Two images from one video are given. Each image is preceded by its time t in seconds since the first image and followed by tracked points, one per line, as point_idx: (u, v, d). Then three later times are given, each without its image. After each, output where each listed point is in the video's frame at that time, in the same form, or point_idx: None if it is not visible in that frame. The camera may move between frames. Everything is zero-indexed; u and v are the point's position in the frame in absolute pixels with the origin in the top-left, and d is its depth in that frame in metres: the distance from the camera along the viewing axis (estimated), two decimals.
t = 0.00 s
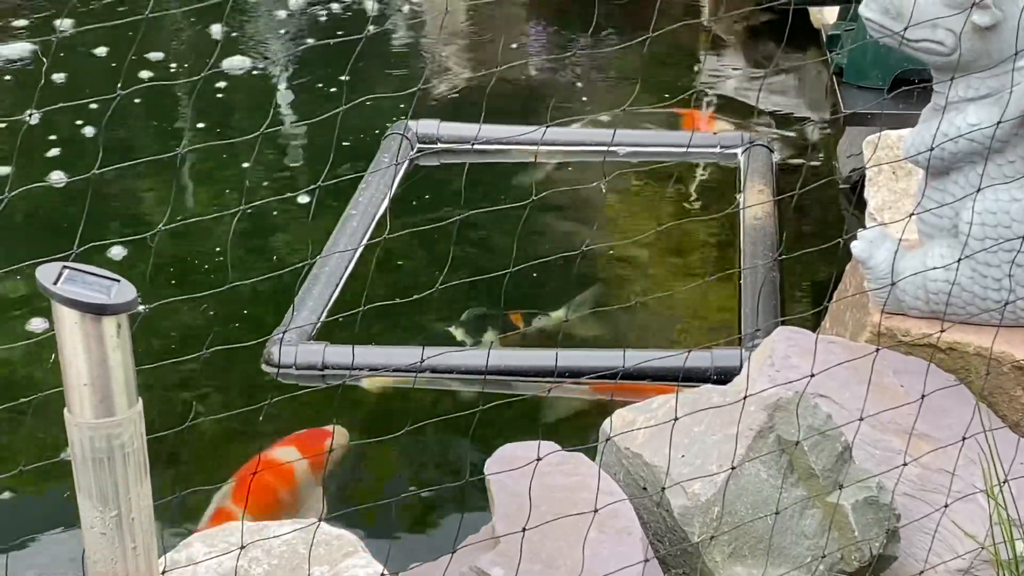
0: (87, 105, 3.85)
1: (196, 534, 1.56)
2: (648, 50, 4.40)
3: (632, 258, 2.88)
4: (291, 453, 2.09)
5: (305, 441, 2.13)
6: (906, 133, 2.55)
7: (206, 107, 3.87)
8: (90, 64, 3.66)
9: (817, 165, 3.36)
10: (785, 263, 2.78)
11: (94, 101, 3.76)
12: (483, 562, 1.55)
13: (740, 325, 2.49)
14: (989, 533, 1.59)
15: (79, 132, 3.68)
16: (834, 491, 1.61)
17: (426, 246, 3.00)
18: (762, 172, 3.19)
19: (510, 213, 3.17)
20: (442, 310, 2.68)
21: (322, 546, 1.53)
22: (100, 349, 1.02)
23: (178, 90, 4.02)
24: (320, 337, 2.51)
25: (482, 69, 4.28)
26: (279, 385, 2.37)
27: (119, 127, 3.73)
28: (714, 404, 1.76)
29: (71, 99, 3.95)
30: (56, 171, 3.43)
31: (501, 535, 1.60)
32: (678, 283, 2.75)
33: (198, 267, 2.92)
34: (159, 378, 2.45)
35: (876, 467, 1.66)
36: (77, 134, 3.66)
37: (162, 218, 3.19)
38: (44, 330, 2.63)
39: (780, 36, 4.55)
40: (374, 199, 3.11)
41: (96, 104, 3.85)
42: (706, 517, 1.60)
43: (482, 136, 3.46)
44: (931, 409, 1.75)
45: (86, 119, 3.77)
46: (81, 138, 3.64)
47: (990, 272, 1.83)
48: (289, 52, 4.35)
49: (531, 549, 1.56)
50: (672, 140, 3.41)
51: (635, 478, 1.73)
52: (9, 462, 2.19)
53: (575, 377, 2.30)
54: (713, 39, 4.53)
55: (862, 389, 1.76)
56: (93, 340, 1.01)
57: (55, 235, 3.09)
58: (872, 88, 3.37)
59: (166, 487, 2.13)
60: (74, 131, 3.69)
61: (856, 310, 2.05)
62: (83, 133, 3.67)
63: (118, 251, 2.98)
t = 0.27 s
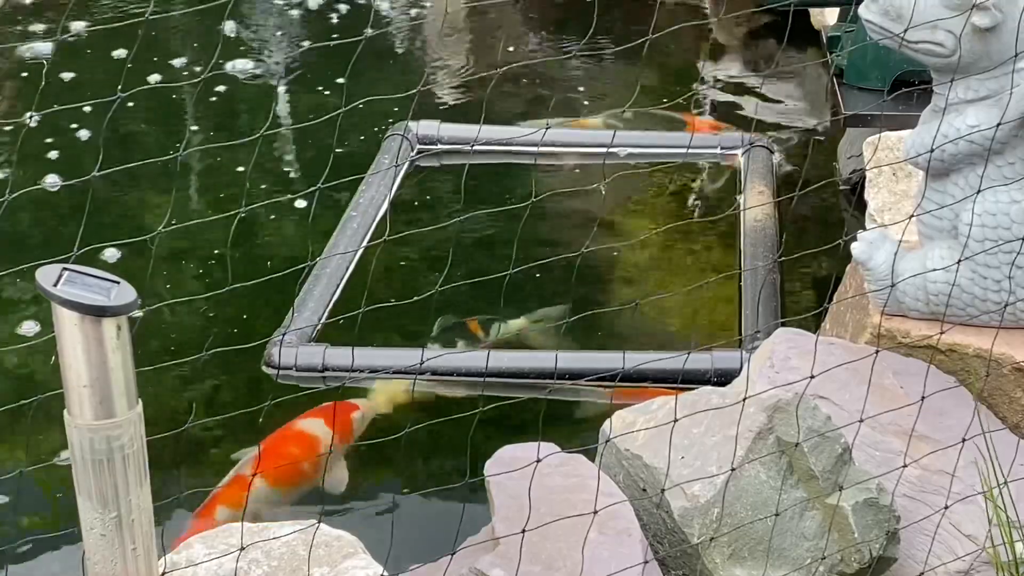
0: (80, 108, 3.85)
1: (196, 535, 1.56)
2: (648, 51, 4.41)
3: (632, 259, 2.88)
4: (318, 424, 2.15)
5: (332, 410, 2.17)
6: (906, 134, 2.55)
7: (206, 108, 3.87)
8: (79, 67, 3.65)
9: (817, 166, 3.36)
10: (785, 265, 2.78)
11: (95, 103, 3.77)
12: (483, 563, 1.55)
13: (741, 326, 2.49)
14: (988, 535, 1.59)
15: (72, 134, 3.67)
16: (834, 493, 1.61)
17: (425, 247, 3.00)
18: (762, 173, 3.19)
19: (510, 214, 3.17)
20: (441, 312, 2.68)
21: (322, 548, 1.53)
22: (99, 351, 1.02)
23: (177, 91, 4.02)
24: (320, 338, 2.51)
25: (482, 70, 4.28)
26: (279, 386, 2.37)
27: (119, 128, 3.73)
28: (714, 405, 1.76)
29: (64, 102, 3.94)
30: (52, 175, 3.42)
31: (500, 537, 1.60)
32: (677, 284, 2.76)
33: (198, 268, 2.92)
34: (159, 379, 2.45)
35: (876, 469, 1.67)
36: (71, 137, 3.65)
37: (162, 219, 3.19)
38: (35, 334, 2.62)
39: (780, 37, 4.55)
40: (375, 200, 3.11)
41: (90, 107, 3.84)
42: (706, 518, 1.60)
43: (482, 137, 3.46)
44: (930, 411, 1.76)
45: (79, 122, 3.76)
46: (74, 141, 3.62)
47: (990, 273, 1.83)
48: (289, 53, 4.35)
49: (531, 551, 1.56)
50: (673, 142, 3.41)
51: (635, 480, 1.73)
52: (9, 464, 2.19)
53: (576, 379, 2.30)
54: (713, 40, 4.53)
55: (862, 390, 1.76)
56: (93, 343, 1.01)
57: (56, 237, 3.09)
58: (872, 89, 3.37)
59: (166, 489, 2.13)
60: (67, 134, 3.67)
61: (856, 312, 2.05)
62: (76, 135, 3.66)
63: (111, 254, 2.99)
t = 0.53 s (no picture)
0: (74, 108, 3.84)
1: (195, 535, 1.56)
2: (648, 51, 4.41)
3: (632, 259, 2.89)
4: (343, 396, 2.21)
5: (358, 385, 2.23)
6: (906, 134, 2.55)
7: (206, 108, 3.87)
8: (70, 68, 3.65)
9: (817, 166, 3.36)
10: (785, 264, 2.78)
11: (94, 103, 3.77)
12: (483, 563, 1.55)
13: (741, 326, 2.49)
14: (988, 535, 1.59)
15: (66, 136, 3.66)
16: (833, 493, 1.61)
17: (425, 247, 3.00)
18: (763, 172, 3.19)
19: (510, 214, 3.17)
20: (440, 312, 2.68)
21: (321, 548, 1.53)
22: (98, 351, 1.02)
23: (177, 91, 4.02)
24: (320, 338, 2.51)
25: (482, 70, 4.29)
26: (279, 386, 2.37)
27: (119, 128, 3.74)
28: (713, 405, 1.76)
29: (57, 104, 3.93)
30: (50, 175, 3.42)
31: (500, 536, 1.60)
32: (677, 283, 2.76)
33: (198, 268, 2.92)
34: (159, 379, 2.45)
35: (875, 468, 1.67)
36: (65, 138, 3.64)
37: (162, 219, 3.19)
38: (25, 338, 2.62)
39: (780, 37, 4.55)
40: (374, 200, 3.11)
41: (84, 108, 3.84)
42: (705, 518, 1.60)
43: (482, 137, 3.46)
44: (930, 410, 1.76)
45: (72, 124, 3.75)
46: (68, 142, 3.61)
47: (990, 273, 1.83)
48: (288, 53, 4.36)
49: (531, 550, 1.56)
50: (672, 141, 3.41)
51: (635, 479, 1.73)
52: (9, 463, 2.19)
53: (575, 378, 2.30)
54: (712, 40, 4.53)
55: (861, 389, 1.76)
56: (92, 343, 1.01)
57: (55, 238, 3.09)
58: (871, 88, 3.37)
59: (166, 488, 2.13)
60: (61, 135, 3.66)
61: (855, 311, 2.05)
62: (70, 137, 3.65)
63: (107, 255, 2.99)
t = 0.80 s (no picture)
0: (68, 108, 3.83)
1: (196, 534, 1.56)
2: (648, 49, 4.41)
3: (631, 257, 2.89)
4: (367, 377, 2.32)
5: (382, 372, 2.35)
6: (906, 132, 2.55)
7: (206, 107, 3.87)
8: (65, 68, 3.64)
9: (818, 164, 3.36)
10: (785, 263, 2.78)
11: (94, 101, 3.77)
12: (483, 561, 1.55)
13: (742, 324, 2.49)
14: (988, 533, 1.59)
15: (62, 135, 3.65)
16: (833, 491, 1.61)
17: (425, 246, 3.00)
18: (763, 170, 3.19)
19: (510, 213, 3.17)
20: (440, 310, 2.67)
21: (321, 546, 1.53)
22: (99, 349, 1.02)
23: (176, 90, 4.02)
24: (320, 336, 2.50)
25: (482, 68, 4.28)
26: (279, 385, 2.37)
27: (118, 127, 3.74)
28: (713, 403, 1.76)
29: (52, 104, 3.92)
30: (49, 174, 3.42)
31: (500, 534, 1.60)
32: (677, 282, 2.76)
33: (198, 267, 2.92)
34: (159, 377, 2.45)
35: (876, 466, 1.67)
36: (61, 139, 3.63)
37: (161, 217, 3.19)
38: (15, 340, 2.61)
39: (780, 35, 4.55)
40: (374, 199, 3.11)
41: (79, 107, 3.82)
42: (706, 516, 1.60)
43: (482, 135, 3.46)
44: (930, 408, 1.76)
45: (66, 123, 3.74)
46: (63, 142, 3.61)
47: (990, 271, 1.83)
48: (288, 52, 4.36)
49: (531, 548, 1.56)
50: (672, 139, 3.41)
51: (635, 477, 1.73)
52: (9, 462, 2.19)
53: (575, 376, 2.30)
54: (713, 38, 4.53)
55: (862, 387, 1.76)
56: (93, 341, 1.01)
57: (54, 237, 3.09)
58: (872, 87, 3.37)
59: (166, 486, 2.13)
60: (57, 135, 3.66)
61: (855, 309, 2.05)
62: (66, 137, 3.64)
63: (107, 253, 2.99)
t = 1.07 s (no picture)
0: (60, 106, 3.82)
1: (194, 532, 1.56)
2: (647, 47, 4.41)
3: (631, 255, 2.89)
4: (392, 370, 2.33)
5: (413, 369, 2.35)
6: (905, 129, 2.55)
7: (204, 104, 3.87)
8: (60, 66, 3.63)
9: (817, 161, 3.36)
10: (783, 260, 2.78)
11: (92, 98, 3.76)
12: (482, 559, 1.55)
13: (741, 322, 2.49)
14: (988, 530, 1.59)
15: (56, 134, 3.64)
16: (832, 488, 1.61)
17: (424, 244, 3.00)
18: (762, 168, 3.18)
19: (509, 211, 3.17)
20: (440, 309, 2.67)
21: (320, 543, 1.53)
22: (98, 347, 1.02)
23: (175, 87, 4.02)
24: (319, 334, 2.50)
25: (480, 66, 4.28)
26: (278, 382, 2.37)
27: (117, 124, 3.73)
28: (712, 401, 1.76)
29: (45, 102, 3.91)
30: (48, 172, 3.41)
31: (499, 532, 1.60)
32: (676, 280, 2.76)
33: (196, 264, 2.92)
34: (157, 375, 2.45)
35: (875, 463, 1.65)
36: (55, 138, 3.62)
37: (160, 215, 3.19)
38: (10, 339, 2.60)
39: (779, 33, 4.55)
40: (373, 197, 3.10)
41: (71, 105, 3.81)
42: (705, 513, 1.60)
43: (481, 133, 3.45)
44: (929, 406, 1.76)
45: (60, 122, 3.73)
46: (58, 141, 3.60)
47: (989, 268, 1.83)
48: (287, 49, 4.35)
49: (530, 546, 1.56)
50: (671, 137, 3.41)
51: (634, 475, 1.72)
52: (7, 459, 2.19)
53: (574, 374, 2.29)
54: (711, 36, 4.53)
55: (860, 385, 1.75)
56: (91, 338, 1.01)
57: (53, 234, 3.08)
58: (871, 84, 3.37)
59: (165, 484, 2.13)
60: (51, 134, 3.65)
61: (854, 307, 2.05)
62: (60, 136, 3.63)
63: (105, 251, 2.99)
